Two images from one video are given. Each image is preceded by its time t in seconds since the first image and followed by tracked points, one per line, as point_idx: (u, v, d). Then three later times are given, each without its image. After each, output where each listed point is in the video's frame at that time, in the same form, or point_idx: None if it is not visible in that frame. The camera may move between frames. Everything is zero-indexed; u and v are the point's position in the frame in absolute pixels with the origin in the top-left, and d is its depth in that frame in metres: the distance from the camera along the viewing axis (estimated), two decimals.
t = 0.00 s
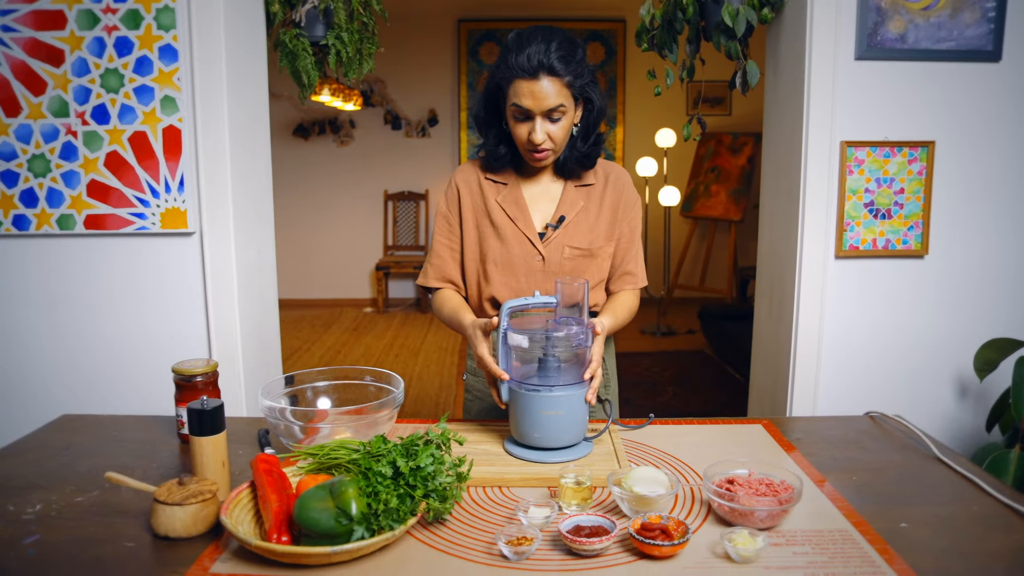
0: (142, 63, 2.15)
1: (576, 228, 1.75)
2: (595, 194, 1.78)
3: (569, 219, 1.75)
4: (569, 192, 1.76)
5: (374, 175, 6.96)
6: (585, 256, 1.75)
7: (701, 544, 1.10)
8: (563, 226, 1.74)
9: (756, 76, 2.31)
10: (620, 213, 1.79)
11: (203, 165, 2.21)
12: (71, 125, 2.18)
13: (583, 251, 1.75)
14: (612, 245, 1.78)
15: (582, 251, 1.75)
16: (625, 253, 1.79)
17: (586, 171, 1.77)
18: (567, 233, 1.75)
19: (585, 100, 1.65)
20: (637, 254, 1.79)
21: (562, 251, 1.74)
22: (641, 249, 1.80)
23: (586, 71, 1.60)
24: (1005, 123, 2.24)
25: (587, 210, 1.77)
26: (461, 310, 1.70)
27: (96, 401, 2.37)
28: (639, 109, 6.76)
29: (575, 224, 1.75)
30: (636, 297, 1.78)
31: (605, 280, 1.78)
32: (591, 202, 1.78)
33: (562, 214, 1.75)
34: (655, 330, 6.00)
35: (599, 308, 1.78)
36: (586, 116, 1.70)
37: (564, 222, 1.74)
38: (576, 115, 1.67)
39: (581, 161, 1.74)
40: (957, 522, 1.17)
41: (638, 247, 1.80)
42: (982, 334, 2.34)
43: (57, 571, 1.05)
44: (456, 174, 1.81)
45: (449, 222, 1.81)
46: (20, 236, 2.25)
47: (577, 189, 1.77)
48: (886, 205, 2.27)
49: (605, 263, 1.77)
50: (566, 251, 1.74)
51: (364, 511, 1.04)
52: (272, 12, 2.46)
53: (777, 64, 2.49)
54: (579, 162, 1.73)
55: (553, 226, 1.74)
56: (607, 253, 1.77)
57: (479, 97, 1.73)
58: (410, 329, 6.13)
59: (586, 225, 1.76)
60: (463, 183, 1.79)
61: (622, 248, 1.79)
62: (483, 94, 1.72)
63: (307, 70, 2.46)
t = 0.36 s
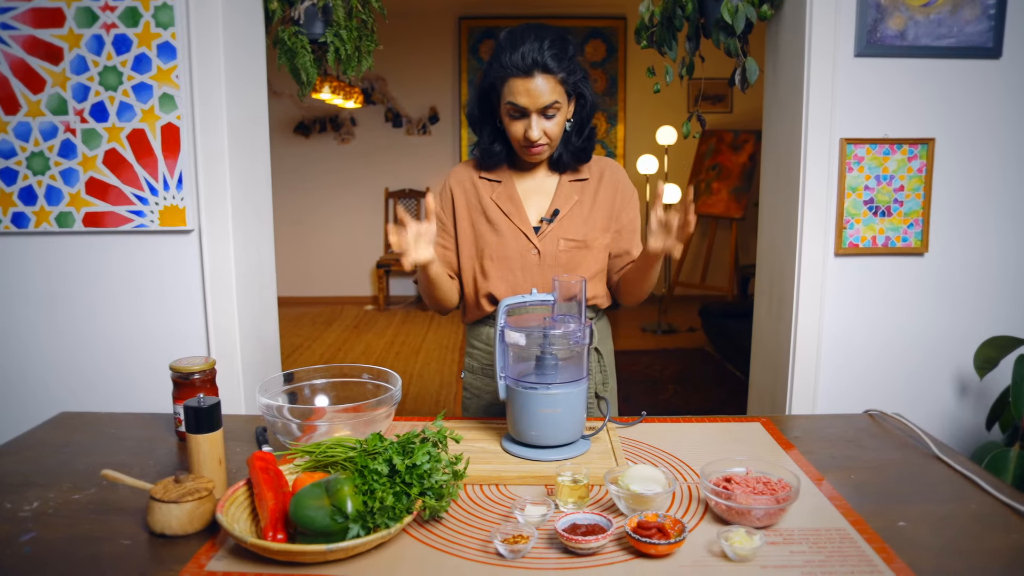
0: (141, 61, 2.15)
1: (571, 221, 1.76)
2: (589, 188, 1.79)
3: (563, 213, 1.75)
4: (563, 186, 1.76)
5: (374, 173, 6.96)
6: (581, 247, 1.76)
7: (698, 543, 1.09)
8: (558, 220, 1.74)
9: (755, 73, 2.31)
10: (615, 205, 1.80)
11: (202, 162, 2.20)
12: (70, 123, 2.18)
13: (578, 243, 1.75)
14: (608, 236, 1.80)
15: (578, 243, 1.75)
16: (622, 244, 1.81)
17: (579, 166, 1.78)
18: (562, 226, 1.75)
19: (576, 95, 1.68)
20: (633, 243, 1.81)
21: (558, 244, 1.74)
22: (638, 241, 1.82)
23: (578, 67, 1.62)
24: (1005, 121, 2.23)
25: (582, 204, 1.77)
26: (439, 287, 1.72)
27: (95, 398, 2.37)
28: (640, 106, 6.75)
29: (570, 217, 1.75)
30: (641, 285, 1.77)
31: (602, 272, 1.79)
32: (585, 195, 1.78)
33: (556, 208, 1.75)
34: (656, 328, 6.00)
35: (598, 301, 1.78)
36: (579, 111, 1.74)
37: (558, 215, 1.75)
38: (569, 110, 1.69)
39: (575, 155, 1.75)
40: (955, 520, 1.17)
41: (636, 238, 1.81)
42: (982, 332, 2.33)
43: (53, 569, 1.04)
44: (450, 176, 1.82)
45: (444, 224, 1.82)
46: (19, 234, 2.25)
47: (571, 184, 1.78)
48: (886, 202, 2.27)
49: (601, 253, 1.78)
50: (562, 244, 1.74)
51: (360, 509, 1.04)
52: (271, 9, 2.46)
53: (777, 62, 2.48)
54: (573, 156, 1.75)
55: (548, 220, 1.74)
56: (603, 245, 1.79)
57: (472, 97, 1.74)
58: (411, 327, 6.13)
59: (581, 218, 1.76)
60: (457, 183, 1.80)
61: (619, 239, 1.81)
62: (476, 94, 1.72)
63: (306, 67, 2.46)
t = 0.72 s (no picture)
0: (141, 60, 2.15)
1: (569, 217, 1.75)
2: (586, 183, 1.78)
3: (562, 209, 1.74)
4: (559, 181, 1.75)
5: (376, 172, 6.96)
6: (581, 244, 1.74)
7: (697, 544, 1.08)
8: (556, 217, 1.73)
9: (756, 72, 2.30)
10: (612, 202, 1.79)
11: (202, 161, 2.20)
12: (70, 122, 2.17)
13: (578, 238, 1.74)
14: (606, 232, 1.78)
15: (578, 239, 1.74)
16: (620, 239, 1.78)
17: (575, 161, 1.79)
18: (561, 223, 1.74)
19: (571, 88, 1.75)
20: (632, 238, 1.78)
21: (558, 241, 1.73)
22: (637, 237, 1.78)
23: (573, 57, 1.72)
24: (1008, 120, 2.22)
25: (579, 199, 1.76)
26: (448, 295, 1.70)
27: (95, 398, 2.37)
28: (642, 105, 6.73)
29: (568, 214, 1.75)
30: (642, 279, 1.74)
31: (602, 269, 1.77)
32: (582, 190, 1.78)
33: (554, 205, 1.74)
34: (658, 328, 5.98)
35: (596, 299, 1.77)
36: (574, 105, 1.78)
37: (556, 212, 1.74)
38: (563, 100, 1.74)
39: (570, 147, 1.77)
40: (957, 522, 1.16)
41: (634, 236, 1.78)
42: (984, 331, 2.32)
43: (49, 569, 1.04)
44: (447, 177, 1.82)
45: (443, 225, 1.83)
46: (19, 234, 2.24)
47: (568, 180, 1.77)
48: (888, 201, 2.26)
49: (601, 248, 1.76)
50: (562, 240, 1.73)
51: (357, 509, 1.03)
52: (271, 8, 2.45)
53: (778, 60, 2.47)
54: (568, 146, 1.76)
55: (546, 218, 1.74)
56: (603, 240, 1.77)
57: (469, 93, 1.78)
58: (413, 326, 6.13)
59: (579, 213, 1.76)
60: (453, 184, 1.81)
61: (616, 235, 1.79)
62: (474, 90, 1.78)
63: (306, 66, 2.45)
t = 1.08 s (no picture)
0: (141, 60, 2.15)
1: (569, 218, 1.74)
2: (586, 184, 1.78)
3: (562, 209, 1.74)
4: (560, 182, 1.75)
5: (379, 173, 6.96)
6: (581, 244, 1.74)
7: (695, 547, 1.08)
8: (557, 217, 1.73)
9: (758, 72, 2.30)
10: (612, 203, 1.78)
11: (201, 161, 2.20)
12: (71, 122, 2.17)
13: (578, 239, 1.74)
14: (606, 233, 1.77)
15: (578, 239, 1.74)
16: (619, 240, 1.78)
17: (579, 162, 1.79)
18: (561, 223, 1.74)
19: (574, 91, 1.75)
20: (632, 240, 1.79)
21: (558, 241, 1.73)
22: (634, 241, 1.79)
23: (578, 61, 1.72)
24: (1011, 121, 2.21)
25: (580, 200, 1.76)
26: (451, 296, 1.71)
27: (95, 397, 2.37)
28: (645, 105, 6.72)
29: (569, 214, 1.74)
30: (632, 284, 1.76)
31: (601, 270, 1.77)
32: (583, 191, 1.77)
33: (555, 205, 1.74)
34: (660, 328, 5.98)
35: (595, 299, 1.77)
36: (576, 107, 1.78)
37: (557, 212, 1.73)
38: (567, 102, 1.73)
39: (575, 148, 1.77)
40: (957, 526, 1.15)
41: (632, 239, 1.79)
42: (986, 333, 2.31)
43: (45, 570, 1.04)
44: (448, 176, 1.81)
45: (444, 224, 1.82)
46: (19, 233, 2.25)
47: (568, 181, 1.76)
48: (890, 202, 2.25)
49: (600, 250, 1.76)
50: (562, 240, 1.73)
51: (353, 511, 1.03)
52: (272, 8, 2.45)
53: (780, 61, 2.47)
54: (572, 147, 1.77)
55: (547, 218, 1.73)
56: (603, 242, 1.76)
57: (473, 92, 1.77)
58: (415, 327, 6.13)
59: (579, 214, 1.75)
60: (454, 184, 1.80)
61: (615, 236, 1.78)
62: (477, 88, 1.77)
63: (307, 66, 2.45)
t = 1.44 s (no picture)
0: (144, 64, 2.15)
1: (573, 223, 1.74)
2: (592, 190, 1.77)
3: (566, 214, 1.74)
4: (565, 188, 1.75)
5: (382, 176, 6.97)
6: (584, 250, 1.74)
7: (699, 555, 1.07)
8: (561, 222, 1.73)
9: (761, 75, 2.29)
10: (617, 208, 1.78)
11: (204, 165, 2.20)
12: (74, 125, 2.18)
13: (581, 244, 1.74)
14: (610, 238, 1.77)
15: (581, 244, 1.73)
16: (624, 245, 1.77)
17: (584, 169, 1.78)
18: (565, 227, 1.74)
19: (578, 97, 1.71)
20: (637, 245, 1.77)
21: (561, 246, 1.73)
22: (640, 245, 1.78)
23: (581, 67, 1.66)
24: (1016, 124, 2.20)
25: (584, 205, 1.76)
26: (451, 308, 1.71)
27: (97, 401, 2.37)
28: (648, 108, 6.71)
29: (572, 219, 1.74)
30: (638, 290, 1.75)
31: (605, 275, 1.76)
32: (588, 198, 1.77)
33: (559, 210, 1.74)
34: (664, 332, 5.96)
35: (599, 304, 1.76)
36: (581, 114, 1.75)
37: (561, 217, 1.73)
38: (571, 111, 1.71)
39: (580, 156, 1.76)
40: (963, 533, 1.14)
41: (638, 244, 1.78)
42: (992, 338, 2.30)
43: None
44: (454, 179, 1.80)
45: (448, 227, 1.81)
46: (22, 237, 2.25)
47: (573, 186, 1.76)
48: (894, 206, 2.24)
49: (604, 256, 1.75)
50: (565, 245, 1.73)
51: (355, 517, 1.02)
52: (275, 13, 2.46)
53: (784, 64, 2.46)
54: (578, 156, 1.76)
55: (551, 222, 1.73)
56: (606, 247, 1.76)
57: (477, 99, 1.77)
58: (418, 330, 6.12)
59: (584, 219, 1.75)
60: (460, 187, 1.79)
61: (620, 241, 1.77)
62: (480, 95, 1.76)
63: (310, 70, 2.45)
